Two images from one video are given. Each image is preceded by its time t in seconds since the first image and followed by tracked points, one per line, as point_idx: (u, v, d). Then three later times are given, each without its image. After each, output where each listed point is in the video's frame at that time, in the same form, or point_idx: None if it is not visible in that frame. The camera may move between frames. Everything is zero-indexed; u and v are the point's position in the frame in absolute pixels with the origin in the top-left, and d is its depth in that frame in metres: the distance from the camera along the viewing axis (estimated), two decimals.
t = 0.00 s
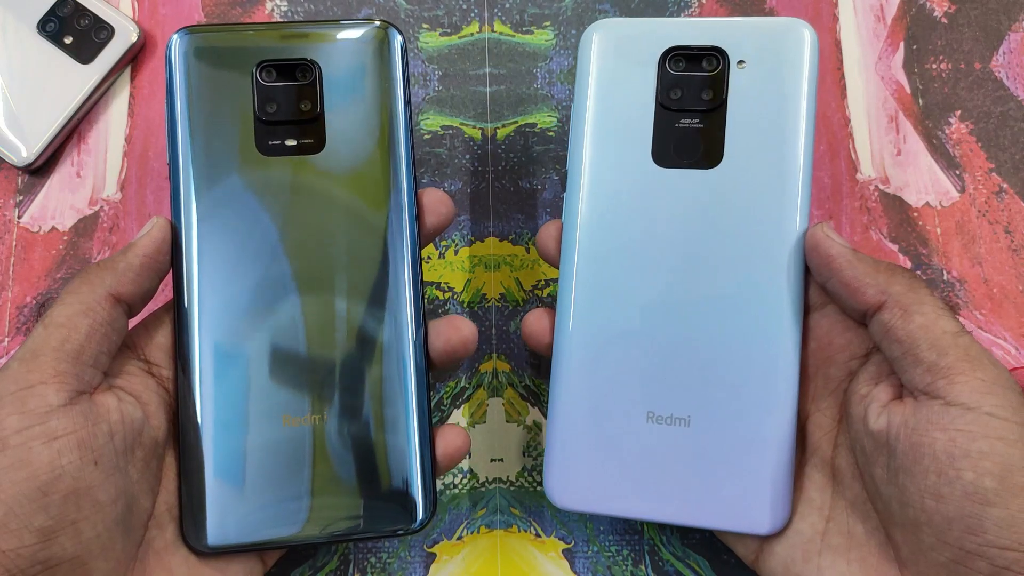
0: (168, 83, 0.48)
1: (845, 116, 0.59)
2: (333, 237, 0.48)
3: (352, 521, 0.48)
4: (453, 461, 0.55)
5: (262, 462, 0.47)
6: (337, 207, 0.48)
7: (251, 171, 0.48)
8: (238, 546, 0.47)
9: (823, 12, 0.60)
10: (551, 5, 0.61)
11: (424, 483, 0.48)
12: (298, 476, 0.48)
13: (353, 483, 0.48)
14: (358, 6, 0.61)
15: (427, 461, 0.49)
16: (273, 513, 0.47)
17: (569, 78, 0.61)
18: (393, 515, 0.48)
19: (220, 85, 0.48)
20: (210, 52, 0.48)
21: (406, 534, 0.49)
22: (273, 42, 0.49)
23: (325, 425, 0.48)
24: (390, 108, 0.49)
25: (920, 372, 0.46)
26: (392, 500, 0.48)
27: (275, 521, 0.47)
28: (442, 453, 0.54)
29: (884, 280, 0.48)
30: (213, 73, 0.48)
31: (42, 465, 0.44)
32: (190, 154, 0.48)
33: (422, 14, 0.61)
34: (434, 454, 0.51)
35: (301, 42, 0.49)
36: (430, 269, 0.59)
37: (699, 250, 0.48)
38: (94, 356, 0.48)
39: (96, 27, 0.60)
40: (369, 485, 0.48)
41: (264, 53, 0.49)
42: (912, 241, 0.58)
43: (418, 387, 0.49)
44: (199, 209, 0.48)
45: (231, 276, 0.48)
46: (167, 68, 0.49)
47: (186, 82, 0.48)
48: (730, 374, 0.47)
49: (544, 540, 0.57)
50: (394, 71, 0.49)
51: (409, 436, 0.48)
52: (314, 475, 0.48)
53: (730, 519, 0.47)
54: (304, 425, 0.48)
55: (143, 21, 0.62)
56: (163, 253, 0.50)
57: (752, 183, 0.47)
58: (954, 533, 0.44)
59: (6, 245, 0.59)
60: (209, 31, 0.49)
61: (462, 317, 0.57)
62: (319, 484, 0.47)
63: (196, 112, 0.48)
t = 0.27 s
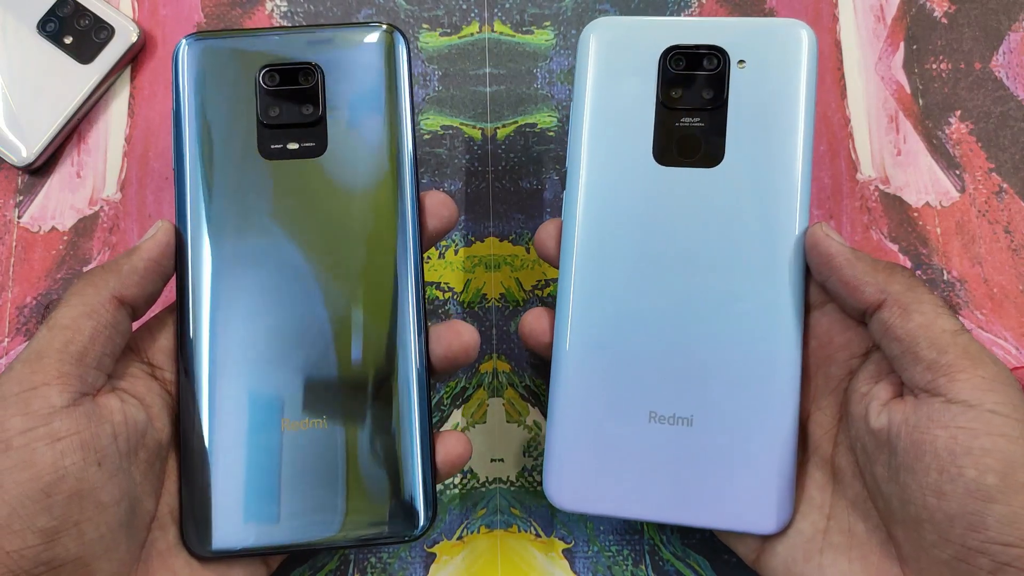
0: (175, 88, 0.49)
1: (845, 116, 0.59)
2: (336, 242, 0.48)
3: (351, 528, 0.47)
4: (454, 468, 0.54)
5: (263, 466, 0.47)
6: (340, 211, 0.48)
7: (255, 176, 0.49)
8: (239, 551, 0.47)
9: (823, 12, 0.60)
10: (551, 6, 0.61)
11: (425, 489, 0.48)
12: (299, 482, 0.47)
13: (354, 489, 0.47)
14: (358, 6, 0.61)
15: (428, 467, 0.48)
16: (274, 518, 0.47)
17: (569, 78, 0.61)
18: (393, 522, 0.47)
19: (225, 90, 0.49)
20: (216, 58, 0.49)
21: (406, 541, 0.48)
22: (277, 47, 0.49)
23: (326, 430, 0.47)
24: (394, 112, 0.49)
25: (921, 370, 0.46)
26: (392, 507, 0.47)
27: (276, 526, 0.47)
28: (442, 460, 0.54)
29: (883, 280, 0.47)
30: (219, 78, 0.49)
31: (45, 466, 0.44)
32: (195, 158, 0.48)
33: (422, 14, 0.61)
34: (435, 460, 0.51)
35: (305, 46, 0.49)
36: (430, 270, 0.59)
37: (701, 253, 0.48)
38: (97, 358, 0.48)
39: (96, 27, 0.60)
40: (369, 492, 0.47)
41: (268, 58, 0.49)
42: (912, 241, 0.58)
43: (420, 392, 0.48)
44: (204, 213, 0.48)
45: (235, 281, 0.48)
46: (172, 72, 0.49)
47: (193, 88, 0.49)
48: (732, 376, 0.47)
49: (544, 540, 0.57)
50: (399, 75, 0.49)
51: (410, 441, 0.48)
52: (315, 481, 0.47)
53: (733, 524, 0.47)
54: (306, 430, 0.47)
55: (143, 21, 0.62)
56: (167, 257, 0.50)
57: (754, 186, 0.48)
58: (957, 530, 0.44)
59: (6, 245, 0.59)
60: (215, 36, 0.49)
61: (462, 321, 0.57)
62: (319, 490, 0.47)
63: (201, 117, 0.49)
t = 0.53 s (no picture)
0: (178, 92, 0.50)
1: (845, 115, 0.59)
2: (336, 239, 0.48)
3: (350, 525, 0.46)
4: (454, 460, 0.54)
5: (263, 463, 0.47)
6: (340, 208, 0.48)
7: (257, 175, 0.49)
8: (240, 547, 0.46)
9: (823, 12, 0.60)
10: (551, 6, 0.61)
11: (425, 486, 0.47)
12: (298, 478, 0.46)
13: (353, 485, 0.46)
14: (358, 6, 0.61)
15: (428, 463, 0.47)
16: (274, 515, 0.46)
17: (569, 78, 0.61)
18: (393, 518, 0.46)
19: (228, 93, 0.50)
20: (217, 62, 0.50)
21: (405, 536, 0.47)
22: (275, 50, 0.50)
23: (325, 426, 0.47)
24: (390, 109, 0.49)
25: (926, 370, 0.46)
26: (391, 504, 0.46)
27: (276, 523, 0.46)
28: (443, 452, 0.54)
29: (889, 279, 0.48)
30: (220, 82, 0.50)
31: (53, 459, 0.44)
32: (198, 159, 0.49)
33: (422, 14, 0.61)
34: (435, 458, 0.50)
35: (305, 47, 0.49)
36: (430, 269, 0.59)
37: (703, 250, 0.48)
38: (103, 355, 0.48)
39: (96, 27, 0.60)
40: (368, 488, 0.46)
41: (265, 61, 0.50)
42: (912, 241, 0.58)
43: (419, 388, 0.48)
44: (207, 213, 0.49)
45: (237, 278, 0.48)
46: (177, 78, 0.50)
47: (196, 92, 0.49)
48: (734, 373, 0.47)
49: (544, 540, 0.57)
50: (394, 73, 0.49)
51: (409, 436, 0.47)
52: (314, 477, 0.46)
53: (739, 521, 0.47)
54: (304, 426, 0.47)
55: (143, 21, 0.62)
56: (172, 257, 0.51)
57: (752, 184, 0.48)
58: (961, 529, 0.44)
59: (6, 245, 0.59)
60: (218, 43, 0.50)
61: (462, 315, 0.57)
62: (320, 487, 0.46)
63: (205, 120, 0.49)
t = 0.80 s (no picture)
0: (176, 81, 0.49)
1: (845, 115, 0.59)
2: (339, 234, 0.48)
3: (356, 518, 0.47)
4: (458, 450, 0.54)
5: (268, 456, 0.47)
6: (343, 205, 0.49)
7: (257, 167, 0.49)
8: (247, 538, 0.47)
9: (823, 12, 0.60)
10: (551, 5, 0.61)
11: (429, 481, 0.48)
12: (305, 471, 0.47)
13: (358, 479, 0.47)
14: (358, 6, 0.61)
15: (432, 458, 0.48)
16: (280, 507, 0.47)
17: (569, 78, 0.61)
18: (397, 511, 0.47)
19: (227, 83, 0.49)
20: (217, 51, 0.49)
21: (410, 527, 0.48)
22: (278, 43, 0.49)
23: (330, 421, 0.47)
24: (393, 107, 0.49)
25: (937, 373, 0.46)
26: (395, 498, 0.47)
27: (283, 514, 0.47)
28: (446, 442, 0.54)
29: (899, 283, 0.47)
30: (219, 72, 0.49)
31: (55, 453, 0.44)
32: (197, 151, 0.48)
33: (422, 14, 0.61)
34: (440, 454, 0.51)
35: (309, 42, 0.49)
36: (430, 269, 0.59)
37: (705, 245, 0.48)
38: (104, 348, 0.48)
39: (96, 27, 0.60)
40: (373, 482, 0.47)
41: (267, 52, 0.49)
42: (912, 241, 0.58)
43: (423, 384, 0.48)
44: (206, 205, 0.48)
45: (239, 272, 0.48)
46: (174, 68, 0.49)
47: (194, 81, 0.49)
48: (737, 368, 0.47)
49: (544, 540, 0.57)
50: (395, 70, 0.49)
51: (413, 431, 0.48)
52: (320, 470, 0.47)
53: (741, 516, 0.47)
54: (310, 420, 0.47)
55: (143, 21, 0.62)
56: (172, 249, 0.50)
57: (756, 180, 0.48)
58: (969, 531, 0.44)
59: (6, 245, 0.59)
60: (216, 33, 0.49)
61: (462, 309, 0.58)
62: (324, 480, 0.47)
63: (203, 112, 0.49)
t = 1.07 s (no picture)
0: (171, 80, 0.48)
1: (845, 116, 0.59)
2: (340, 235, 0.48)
3: (362, 518, 0.47)
4: (460, 449, 0.55)
5: (270, 458, 0.47)
6: (344, 205, 0.49)
7: (256, 167, 0.48)
8: (251, 540, 0.47)
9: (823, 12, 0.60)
10: (551, 5, 0.61)
11: (433, 481, 0.48)
12: (308, 472, 0.47)
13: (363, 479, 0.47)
14: (358, 6, 0.61)
15: (436, 458, 0.48)
16: (284, 508, 0.47)
17: (569, 78, 0.61)
18: (400, 510, 0.48)
19: (223, 82, 0.48)
20: (212, 50, 0.48)
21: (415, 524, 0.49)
22: (277, 42, 0.49)
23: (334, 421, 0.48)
24: (392, 106, 0.49)
25: (958, 370, 0.46)
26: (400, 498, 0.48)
27: (287, 516, 0.47)
28: (449, 441, 0.54)
29: (918, 275, 0.47)
30: (216, 71, 0.48)
31: (54, 460, 0.44)
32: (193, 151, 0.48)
33: (422, 14, 0.61)
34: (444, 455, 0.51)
35: (308, 39, 0.49)
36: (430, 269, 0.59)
37: (709, 246, 0.47)
38: (103, 352, 0.48)
39: (96, 27, 0.60)
40: (378, 481, 0.48)
41: (264, 53, 0.48)
42: (912, 241, 0.58)
43: (425, 384, 0.49)
44: (205, 205, 0.48)
45: (239, 273, 0.48)
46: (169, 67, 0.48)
47: (190, 80, 0.48)
48: (743, 369, 0.47)
49: (544, 540, 0.57)
50: (394, 69, 0.49)
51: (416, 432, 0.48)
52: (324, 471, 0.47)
53: (746, 518, 0.46)
54: (312, 421, 0.47)
55: (143, 21, 0.62)
56: (172, 251, 0.50)
57: (761, 176, 0.47)
58: (990, 533, 0.44)
59: (6, 245, 0.59)
60: (210, 31, 0.48)
61: (466, 309, 0.57)
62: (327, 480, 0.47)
63: (199, 111, 0.48)
